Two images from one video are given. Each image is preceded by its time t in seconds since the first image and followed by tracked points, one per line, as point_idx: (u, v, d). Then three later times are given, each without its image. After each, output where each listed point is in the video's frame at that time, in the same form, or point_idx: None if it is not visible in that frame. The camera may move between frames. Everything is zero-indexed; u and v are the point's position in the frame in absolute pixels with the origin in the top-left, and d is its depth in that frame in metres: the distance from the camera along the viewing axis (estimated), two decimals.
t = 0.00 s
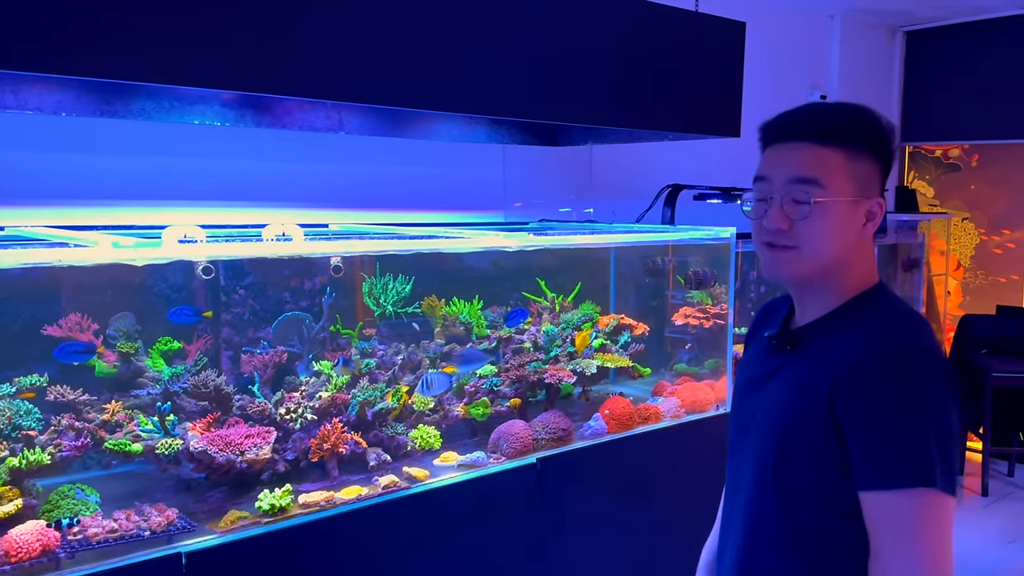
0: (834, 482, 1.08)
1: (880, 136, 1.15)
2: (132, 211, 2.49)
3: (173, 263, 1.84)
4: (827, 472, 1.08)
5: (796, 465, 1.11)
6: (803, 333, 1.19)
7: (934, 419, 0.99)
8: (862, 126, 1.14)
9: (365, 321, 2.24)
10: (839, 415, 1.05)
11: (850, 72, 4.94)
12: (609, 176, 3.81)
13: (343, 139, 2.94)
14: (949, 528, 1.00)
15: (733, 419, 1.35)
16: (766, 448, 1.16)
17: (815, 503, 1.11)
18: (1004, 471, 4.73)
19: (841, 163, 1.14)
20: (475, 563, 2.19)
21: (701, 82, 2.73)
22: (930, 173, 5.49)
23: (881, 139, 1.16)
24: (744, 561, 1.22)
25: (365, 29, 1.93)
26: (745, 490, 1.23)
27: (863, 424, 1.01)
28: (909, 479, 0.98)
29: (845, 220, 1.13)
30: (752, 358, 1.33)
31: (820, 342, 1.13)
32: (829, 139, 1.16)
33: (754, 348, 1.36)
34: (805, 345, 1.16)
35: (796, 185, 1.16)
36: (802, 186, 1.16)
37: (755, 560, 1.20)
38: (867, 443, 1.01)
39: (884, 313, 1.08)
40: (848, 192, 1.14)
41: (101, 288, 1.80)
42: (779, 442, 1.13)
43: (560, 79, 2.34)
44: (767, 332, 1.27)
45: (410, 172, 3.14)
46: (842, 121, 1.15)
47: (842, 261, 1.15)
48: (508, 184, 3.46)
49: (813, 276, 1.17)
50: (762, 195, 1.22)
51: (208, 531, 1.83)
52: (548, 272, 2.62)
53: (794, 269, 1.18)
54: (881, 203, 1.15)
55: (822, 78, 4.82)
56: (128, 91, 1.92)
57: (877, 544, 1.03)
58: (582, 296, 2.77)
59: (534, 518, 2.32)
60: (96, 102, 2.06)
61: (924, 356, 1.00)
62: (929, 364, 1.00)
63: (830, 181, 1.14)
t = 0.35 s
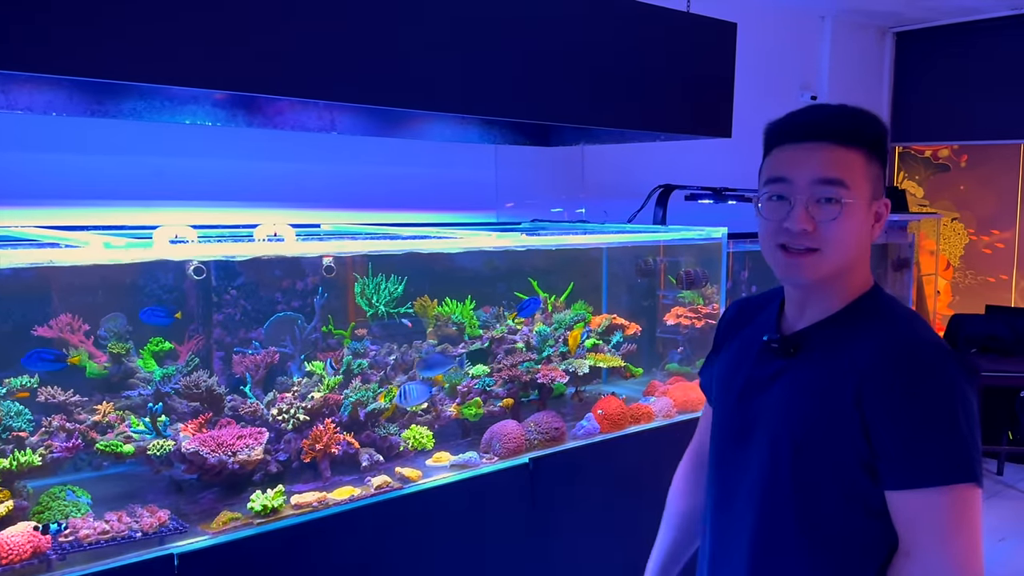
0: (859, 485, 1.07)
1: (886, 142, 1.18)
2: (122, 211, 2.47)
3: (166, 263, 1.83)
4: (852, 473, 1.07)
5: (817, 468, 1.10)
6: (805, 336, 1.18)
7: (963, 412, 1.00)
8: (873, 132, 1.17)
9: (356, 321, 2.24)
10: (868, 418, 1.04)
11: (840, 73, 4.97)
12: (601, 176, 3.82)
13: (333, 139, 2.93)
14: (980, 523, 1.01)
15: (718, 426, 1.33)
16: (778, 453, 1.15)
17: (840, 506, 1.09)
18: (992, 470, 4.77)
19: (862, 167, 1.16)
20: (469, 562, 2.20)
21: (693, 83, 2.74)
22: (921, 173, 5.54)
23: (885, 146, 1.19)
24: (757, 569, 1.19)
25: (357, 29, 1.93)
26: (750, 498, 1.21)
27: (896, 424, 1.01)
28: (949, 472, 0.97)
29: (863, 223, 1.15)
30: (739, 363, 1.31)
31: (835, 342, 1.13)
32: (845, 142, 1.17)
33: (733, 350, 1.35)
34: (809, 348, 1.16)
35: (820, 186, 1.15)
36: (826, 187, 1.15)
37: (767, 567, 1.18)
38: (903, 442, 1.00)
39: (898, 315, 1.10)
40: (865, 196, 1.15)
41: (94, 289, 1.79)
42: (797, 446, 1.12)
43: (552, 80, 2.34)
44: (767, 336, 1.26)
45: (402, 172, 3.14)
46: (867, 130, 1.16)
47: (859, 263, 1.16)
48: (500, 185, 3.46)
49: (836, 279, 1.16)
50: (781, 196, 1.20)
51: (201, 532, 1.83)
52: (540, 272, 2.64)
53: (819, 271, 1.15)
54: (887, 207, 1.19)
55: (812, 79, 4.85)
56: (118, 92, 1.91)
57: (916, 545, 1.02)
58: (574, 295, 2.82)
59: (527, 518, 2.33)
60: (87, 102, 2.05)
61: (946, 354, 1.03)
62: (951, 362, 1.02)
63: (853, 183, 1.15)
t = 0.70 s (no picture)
0: (860, 483, 1.07)
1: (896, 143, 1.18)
2: (115, 211, 2.46)
3: (158, 263, 1.82)
4: (854, 470, 1.08)
5: (819, 465, 1.10)
6: (807, 332, 1.18)
7: (968, 412, 1.00)
8: (885, 132, 1.17)
9: (351, 321, 2.25)
10: (871, 415, 1.05)
11: (834, 74, 4.99)
12: (596, 176, 3.83)
13: (327, 138, 2.92)
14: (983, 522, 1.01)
15: (715, 423, 1.33)
16: (779, 450, 1.15)
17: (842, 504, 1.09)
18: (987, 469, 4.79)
19: (872, 165, 1.16)
20: (464, 562, 2.19)
21: (688, 82, 2.75)
22: (914, 173, 5.54)
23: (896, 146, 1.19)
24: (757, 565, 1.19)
25: (353, 29, 1.93)
26: (750, 495, 1.21)
27: (901, 421, 1.01)
28: (954, 471, 0.97)
29: (870, 221, 1.15)
30: (736, 359, 1.31)
31: (837, 340, 1.13)
32: (856, 138, 1.17)
33: (729, 346, 1.34)
34: (810, 345, 1.17)
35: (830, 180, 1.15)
36: (835, 181, 1.15)
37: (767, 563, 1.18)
38: (908, 439, 1.00)
39: (901, 314, 1.10)
40: (874, 194, 1.15)
41: (85, 288, 1.80)
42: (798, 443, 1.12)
43: (547, 79, 2.35)
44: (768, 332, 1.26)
45: (397, 171, 3.13)
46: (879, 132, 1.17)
47: (863, 261, 1.16)
48: (495, 184, 3.46)
49: (840, 274, 1.15)
50: (789, 188, 1.21)
51: (195, 532, 1.82)
52: (534, 272, 2.66)
53: (825, 266, 1.15)
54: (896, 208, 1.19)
55: (807, 80, 4.87)
56: (111, 91, 1.90)
57: (919, 543, 1.02)
58: (569, 294, 2.86)
59: (523, 517, 2.33)
60: (81, 101, 2.04)
61: (951, 353, 1.04)
62: (956, 361, 1.03)
63: (863, 179, 1.15)
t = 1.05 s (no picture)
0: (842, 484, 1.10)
1: (830, 134, 1.17)
2: (111, 211, 2.44)
3: (153, 265, 1.80)
4: (834, 472, 1.10)
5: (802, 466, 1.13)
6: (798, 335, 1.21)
7: (945, 423, 1.02)
8: (796, 132, 1.20)
9: (347, 322, 2.22)
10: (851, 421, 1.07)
11: (832, 74, 4.98)
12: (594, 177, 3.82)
13: (322, 138, 2.90)
14: (960, 532, 1.03)
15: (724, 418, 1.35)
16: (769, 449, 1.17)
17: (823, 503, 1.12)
18: (984, 469, 4.79)
19: (774, 173, 1.23)
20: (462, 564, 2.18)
21: (686, 82, 2.74)
22: (912, 173, 5.54)
23: (835, 137, 1.17)
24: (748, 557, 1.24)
25: (351, 28, 1.92)
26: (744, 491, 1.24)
27: (878, 428, 1.03)
28: (925, 482, 0.99)
29: (776, 225, 1.22)
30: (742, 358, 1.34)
31: (825, 343, 1.15)
32: (766, 146, 1.26)
33: (744, 344, 1.38)
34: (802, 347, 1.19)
35: (739, 194, 1.29)
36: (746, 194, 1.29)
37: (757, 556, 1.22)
38: (881, 447, 1.02)
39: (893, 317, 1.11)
40: (778, 195, 1.22)
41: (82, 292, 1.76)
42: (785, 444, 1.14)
43: (545, 79, 2.33)
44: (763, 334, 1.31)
45: (395, 171, 3.12)
46: (780, 131, 1.22)
47: (782, 263, 1.22)
48: (493, 184, 3.45)
49: (765, 278, 1.26)
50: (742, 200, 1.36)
51: (189, 536, 1.81)
52: (531, 272, 2.61)
53: (750, 271, 1.29)
54: (824, 201, 1.17)
55: (805, 79, 4.86)
56: (106, 91, 1.88)
57: (889, 548, 1.05)
58: (568, 295, 2.82)
59: (521, 520, 2.32)
60: (76, 101, 2.02)
61: (937, 361, 1.04)
62: (940, 370, 1.03)
63: (763, 189, 1.24)
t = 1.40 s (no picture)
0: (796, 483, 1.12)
1: (816, 131, 1.17)
2: (109, 213, 2.44)
3: (151, 266, 1.80)
4: (786, 471, 1.13)
5: (760, 462, 1.16)
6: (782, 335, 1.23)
7: (882, 430, 1.02)
8: (783, 129, 1.20)
9: (345, 323, 2.20)
10: (795, 419, 1.09)
11: (830, 75, 4.99)
12: (593, 177, 3.82)
13: (322, 139, 2.90)
14: (896, 540, 1.02)
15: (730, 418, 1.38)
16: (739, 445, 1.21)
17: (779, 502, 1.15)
18: (981, 470, 4.80)
19: (760, 172, 1.23)
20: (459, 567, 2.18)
21: (685, 83, 2.74)
22: (910, 174, 5.60)
23: (821, 134, 1.17)
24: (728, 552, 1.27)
25: (350, 30, 1.91)
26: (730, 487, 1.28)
27: (810, 427, 1.06)
28: (848, 484, 1.01)
29: (763, 224, 1.22)
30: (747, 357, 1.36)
31: (790, 342, 1.18)
32: (753, 146, 1.26)
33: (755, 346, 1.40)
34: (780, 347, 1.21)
35: (726, 196, 1.29)
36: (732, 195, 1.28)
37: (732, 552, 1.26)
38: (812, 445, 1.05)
39: (857, 318, 1.11)
40: (766, 195, 1.22)
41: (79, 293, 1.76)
42: (748, 441, 1.17)
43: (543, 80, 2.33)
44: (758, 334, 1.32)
45: (394, 172, 3.12)
46: (768, 132, 1.22)
47: (769, 262, 1.22)
48: (492, 185, 3.45)
49: (756, 279, 1.26)
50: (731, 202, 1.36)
51: (187, 539, 1.82)
52: (532, 274, 2.58)
53: (740, 273, 1.29)
54: (811, 197, 1.17)
55: (803, 80, 4.86)
56: (104, 92, 1.88)
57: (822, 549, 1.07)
58: (568, 296, 2.77)
59: (518, 522, 2.31)
60: (73, 102, 2.02)
61: (882, 366, 1.04)
62: (883, 375, 1.03)
63: (750, 188, 1.24)
